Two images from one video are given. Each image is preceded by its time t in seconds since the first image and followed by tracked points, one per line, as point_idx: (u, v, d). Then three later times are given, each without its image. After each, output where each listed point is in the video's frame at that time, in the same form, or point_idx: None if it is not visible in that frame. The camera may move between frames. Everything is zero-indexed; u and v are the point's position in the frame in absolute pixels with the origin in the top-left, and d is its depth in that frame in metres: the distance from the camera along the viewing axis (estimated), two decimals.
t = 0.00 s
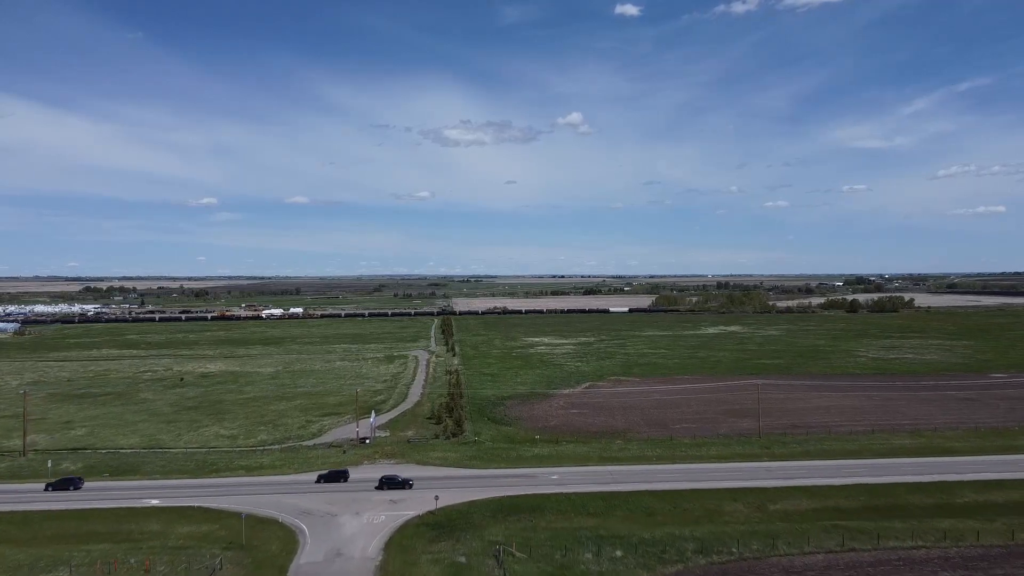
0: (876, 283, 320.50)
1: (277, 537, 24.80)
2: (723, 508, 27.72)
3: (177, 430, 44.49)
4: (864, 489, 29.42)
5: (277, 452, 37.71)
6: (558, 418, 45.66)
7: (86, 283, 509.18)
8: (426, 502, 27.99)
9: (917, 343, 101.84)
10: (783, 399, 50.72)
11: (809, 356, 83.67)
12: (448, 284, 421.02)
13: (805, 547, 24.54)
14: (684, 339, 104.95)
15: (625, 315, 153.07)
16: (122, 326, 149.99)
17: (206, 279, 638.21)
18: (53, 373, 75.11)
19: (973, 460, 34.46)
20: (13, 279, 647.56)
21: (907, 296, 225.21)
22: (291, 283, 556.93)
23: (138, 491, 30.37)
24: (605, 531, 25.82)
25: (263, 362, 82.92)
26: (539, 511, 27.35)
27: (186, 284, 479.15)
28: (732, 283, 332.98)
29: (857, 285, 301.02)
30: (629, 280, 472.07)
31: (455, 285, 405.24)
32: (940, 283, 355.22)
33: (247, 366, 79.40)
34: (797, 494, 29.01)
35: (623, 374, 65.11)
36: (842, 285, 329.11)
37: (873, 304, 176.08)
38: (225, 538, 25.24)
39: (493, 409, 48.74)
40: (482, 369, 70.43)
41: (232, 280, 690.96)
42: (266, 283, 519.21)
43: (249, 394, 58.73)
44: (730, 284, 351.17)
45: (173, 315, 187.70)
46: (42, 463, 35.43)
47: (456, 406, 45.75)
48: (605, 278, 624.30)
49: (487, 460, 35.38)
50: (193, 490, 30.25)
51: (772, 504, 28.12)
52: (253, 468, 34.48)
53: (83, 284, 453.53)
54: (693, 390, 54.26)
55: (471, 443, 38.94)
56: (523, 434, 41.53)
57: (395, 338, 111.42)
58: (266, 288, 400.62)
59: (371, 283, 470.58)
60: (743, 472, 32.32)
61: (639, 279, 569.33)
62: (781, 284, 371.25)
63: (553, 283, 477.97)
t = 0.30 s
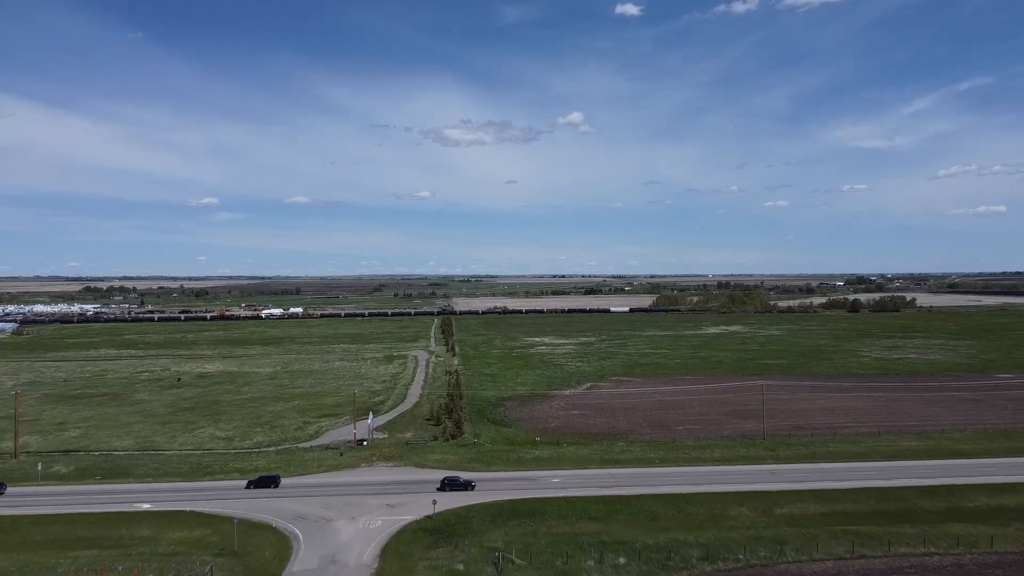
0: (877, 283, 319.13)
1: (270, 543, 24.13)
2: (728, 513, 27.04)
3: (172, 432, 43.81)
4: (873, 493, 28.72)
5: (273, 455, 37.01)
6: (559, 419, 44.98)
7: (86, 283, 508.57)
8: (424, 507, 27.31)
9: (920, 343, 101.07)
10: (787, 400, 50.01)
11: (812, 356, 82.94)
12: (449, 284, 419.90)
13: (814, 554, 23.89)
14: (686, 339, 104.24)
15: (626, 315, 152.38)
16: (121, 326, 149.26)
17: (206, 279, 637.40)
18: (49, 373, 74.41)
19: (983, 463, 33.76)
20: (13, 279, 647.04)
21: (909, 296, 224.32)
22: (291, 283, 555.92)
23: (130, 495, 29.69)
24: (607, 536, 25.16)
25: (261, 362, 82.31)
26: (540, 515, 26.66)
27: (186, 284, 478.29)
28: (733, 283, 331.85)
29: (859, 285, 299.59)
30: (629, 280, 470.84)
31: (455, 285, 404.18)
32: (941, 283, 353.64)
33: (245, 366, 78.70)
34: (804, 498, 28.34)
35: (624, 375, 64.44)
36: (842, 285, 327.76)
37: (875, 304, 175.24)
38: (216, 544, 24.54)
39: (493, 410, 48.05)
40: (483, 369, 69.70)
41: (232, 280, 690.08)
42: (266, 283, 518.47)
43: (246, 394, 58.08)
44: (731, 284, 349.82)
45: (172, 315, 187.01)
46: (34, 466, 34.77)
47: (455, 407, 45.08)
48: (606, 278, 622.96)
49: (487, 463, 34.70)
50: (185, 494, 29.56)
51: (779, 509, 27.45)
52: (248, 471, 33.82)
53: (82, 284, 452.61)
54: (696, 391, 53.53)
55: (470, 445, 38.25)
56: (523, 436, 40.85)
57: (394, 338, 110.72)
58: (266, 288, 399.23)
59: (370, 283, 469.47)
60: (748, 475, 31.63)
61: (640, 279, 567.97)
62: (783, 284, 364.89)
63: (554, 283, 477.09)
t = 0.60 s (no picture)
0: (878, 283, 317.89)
1: (263, 550, 23.44)
2: (734, 518, 26.34)
3: (167, 434, 43.15)
4: (882, 498, 28.01)
5: (268, 458, 36.33)
6: (560, 421, 44.26)
7: (85, 283, 506.96)
8: (421, 513, 26.59)
9: (923, 343, 100.27)
10: (792, 401, 49.30)
11: (815, 356, 82.20)
12: (449, 284, 416.00)
13: (823, 562, 23.21)
14: (687, 339, 103.53)
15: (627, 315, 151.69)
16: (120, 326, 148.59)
17: (207, 279, 636.44)
18: (46, 374, 73.73)
19: (993, 466, 33.02)
20: (14, 279, 646.42)
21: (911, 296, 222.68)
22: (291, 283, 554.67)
23: (121, 499, 29.02)
24: (610, 543, 24.47)
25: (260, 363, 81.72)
26: (541, 521, 25.97)
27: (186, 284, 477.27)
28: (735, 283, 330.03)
29: (860, 284, 298.68)
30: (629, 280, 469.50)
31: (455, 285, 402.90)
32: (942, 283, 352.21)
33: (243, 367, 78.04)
34: (811, 502, 27.63)
35: (626, 375, 63.71)
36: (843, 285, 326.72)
37: (877, 304, 174.45)
38: (207, 551, 23.86)
39: (493, 411, 47.33)
40: (483, 370, 68.92)
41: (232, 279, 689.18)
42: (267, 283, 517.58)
43: (243, 395, 57.39)
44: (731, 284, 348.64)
45: (171, 315, 186.34)
46: (24, 470, 34.09)
47: (454, 409, 44.38)
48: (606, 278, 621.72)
49: (486, 466, 34.00)
50: (177, 499, 28.87)
51: (786, 514, 26.77)
52: (243, 475, 33.15)
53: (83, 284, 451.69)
54: (699, 392, 52.77)
55: (469, 448, 37.52)
56: (523, 438, 40.14)
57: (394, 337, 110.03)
58: (266, 288, 397.37)
59: (371, 283, 468.14)
60: (753, 478, 30.91)
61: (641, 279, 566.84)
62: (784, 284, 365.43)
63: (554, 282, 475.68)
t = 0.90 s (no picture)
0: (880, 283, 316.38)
1: (255, 559, 22.72)
2: (740, 524, 25.66)
3: (161, 436, 42.44)
4: (892, 503, 27.29)
5: (263, 461, 35.62)
6: (561, 423, 43.51)
7: (86, 283, 506.89)
8: (419, 518, 25.86)
9: (927, 342, 99.46)
10: (796, 403, 48.55)
11: (818, 356, 81.47)
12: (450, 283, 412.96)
13: (833, 571, 22.53)
14: (689, 339, 102.79)
15: (628, 315, 150.92)
16: (118, 326, 147.91)
17: (207, 279, 634.84)
18: (42, 374, 73.02)
19: (1004, 470, 32.28)
20: (14, 279, 645.41)
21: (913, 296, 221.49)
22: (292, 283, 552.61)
23: (112, 504, 28.31)
24: (613, 550, 23.77)
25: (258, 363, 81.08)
26: (542, 527, 25.27)
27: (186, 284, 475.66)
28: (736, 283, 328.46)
29: (861, 284, 297.56)
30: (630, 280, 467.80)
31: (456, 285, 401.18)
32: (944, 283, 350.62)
33: (241, 367, 77.31)
34: (819, 508, 26.92)
35: (627, 376, 62.95)
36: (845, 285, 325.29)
37: (879, 303, 173.67)
38: (199, 558, 23.15)
39: (493, 413, 46.62)
40: (483, 371, 68.18)
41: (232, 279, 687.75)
42: (267, 283, 516.73)
43: (240, 397, 56.68)
44: (732, 284, 347.19)
45: (171, 315, 185.62)
46: (14, 474, 33.40)
47: (453, 411, 43.65)
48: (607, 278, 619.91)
49: (486, 470, 33.26)
50: (169, 504, 28.15)
51: (793, 519, 26.08)
52: (238, 479, 32.45)
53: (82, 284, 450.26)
54: (702, 393, 52.02)
55: (469, 451, 36.79)
56: (523, 440, 39.43)
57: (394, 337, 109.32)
58: (266, 287, 394.23)
59: (371, 283, 465.93)
60: (759, 483, 30.17)
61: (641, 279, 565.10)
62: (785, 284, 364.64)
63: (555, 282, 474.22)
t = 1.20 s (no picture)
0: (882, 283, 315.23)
1: (247, 568, 22.04)
2: (746, 530, 24.99)
3: (156, 439, 41.83)
4: (901, 509, 26.63)
5: (259, 464, 34.97)
6: (562, 425, 42.84)
7: (86, 283, 505.86)
8: (416, 525, 25.17)
9: (930, 342, 98.74)
10: (801, 404, 47.83)
11: (821, 356, 80.83)
12: (453, 283, 410.31)
13: None
14: (691, 339, 102.12)
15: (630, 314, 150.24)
16: (117, 326, 147.35)
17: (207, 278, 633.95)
18: (38, 375, 72.36)
19: (1015, 474, 31.57)
20: (14, 279, 644.91)
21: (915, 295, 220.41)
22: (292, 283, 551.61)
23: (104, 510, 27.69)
24: (616, 558, 23.11)
25: (256, 364, 80.41)
26: (543, 533, 24.62)
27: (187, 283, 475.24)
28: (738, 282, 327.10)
29: (862, 283, 296.50)
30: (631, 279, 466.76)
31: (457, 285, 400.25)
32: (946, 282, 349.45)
33: (239, 368, 76.71)
34: (827, 513, 26.23)
35: (629, 377, 62.27)
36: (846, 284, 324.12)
37: (880, 303, 172.95)
38: (190, 566, 22.48)
39: (493, 414, 45.94)
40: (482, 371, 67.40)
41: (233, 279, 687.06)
42: (268, 283, 516.47)
43: (237, 398, 56.09)
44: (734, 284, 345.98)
45: (170, 315, 185.06)
46: (5, 477, 32.78)
47: (453, 412, 43.00)
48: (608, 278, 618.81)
49: (485, 473, 32.59)
50: (161, 510, 27.50)
51: (800, 525, 25.40)
52: (232, 482, 31.82)
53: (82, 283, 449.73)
54: (705, 395, 51.34)
55: (468, 454, 36.10)
56: (524, 443, 38.75)
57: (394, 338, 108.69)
58: (266, 287, 393.14)
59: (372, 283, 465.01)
60: (765, 487, 29.45)
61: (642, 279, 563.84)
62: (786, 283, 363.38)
63: (556, 281, 473.45)
